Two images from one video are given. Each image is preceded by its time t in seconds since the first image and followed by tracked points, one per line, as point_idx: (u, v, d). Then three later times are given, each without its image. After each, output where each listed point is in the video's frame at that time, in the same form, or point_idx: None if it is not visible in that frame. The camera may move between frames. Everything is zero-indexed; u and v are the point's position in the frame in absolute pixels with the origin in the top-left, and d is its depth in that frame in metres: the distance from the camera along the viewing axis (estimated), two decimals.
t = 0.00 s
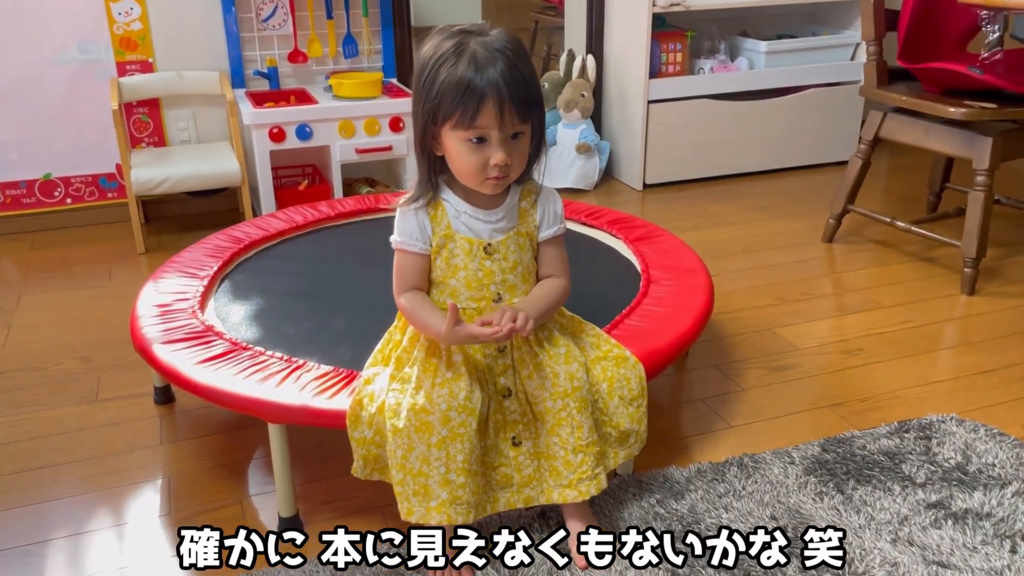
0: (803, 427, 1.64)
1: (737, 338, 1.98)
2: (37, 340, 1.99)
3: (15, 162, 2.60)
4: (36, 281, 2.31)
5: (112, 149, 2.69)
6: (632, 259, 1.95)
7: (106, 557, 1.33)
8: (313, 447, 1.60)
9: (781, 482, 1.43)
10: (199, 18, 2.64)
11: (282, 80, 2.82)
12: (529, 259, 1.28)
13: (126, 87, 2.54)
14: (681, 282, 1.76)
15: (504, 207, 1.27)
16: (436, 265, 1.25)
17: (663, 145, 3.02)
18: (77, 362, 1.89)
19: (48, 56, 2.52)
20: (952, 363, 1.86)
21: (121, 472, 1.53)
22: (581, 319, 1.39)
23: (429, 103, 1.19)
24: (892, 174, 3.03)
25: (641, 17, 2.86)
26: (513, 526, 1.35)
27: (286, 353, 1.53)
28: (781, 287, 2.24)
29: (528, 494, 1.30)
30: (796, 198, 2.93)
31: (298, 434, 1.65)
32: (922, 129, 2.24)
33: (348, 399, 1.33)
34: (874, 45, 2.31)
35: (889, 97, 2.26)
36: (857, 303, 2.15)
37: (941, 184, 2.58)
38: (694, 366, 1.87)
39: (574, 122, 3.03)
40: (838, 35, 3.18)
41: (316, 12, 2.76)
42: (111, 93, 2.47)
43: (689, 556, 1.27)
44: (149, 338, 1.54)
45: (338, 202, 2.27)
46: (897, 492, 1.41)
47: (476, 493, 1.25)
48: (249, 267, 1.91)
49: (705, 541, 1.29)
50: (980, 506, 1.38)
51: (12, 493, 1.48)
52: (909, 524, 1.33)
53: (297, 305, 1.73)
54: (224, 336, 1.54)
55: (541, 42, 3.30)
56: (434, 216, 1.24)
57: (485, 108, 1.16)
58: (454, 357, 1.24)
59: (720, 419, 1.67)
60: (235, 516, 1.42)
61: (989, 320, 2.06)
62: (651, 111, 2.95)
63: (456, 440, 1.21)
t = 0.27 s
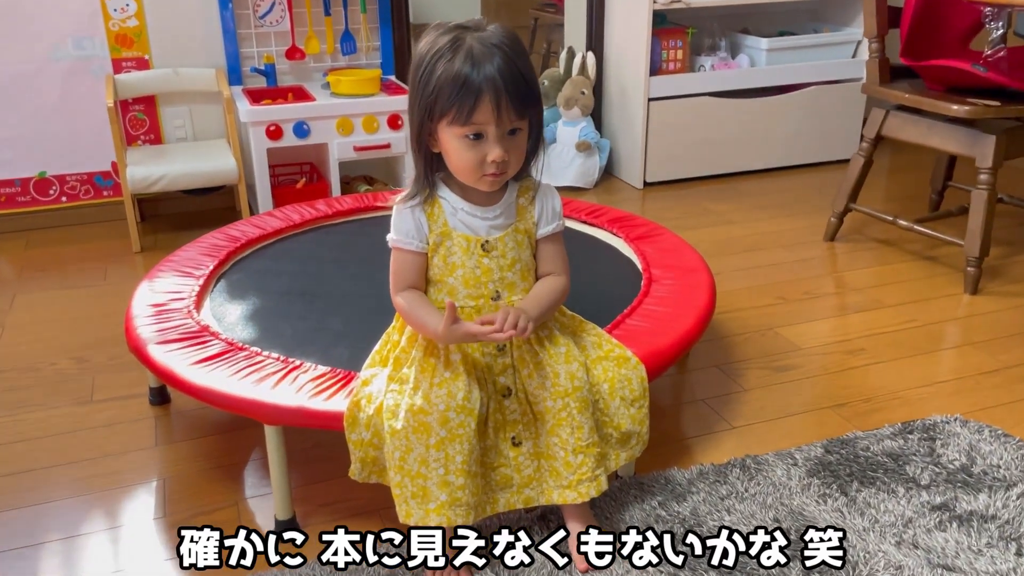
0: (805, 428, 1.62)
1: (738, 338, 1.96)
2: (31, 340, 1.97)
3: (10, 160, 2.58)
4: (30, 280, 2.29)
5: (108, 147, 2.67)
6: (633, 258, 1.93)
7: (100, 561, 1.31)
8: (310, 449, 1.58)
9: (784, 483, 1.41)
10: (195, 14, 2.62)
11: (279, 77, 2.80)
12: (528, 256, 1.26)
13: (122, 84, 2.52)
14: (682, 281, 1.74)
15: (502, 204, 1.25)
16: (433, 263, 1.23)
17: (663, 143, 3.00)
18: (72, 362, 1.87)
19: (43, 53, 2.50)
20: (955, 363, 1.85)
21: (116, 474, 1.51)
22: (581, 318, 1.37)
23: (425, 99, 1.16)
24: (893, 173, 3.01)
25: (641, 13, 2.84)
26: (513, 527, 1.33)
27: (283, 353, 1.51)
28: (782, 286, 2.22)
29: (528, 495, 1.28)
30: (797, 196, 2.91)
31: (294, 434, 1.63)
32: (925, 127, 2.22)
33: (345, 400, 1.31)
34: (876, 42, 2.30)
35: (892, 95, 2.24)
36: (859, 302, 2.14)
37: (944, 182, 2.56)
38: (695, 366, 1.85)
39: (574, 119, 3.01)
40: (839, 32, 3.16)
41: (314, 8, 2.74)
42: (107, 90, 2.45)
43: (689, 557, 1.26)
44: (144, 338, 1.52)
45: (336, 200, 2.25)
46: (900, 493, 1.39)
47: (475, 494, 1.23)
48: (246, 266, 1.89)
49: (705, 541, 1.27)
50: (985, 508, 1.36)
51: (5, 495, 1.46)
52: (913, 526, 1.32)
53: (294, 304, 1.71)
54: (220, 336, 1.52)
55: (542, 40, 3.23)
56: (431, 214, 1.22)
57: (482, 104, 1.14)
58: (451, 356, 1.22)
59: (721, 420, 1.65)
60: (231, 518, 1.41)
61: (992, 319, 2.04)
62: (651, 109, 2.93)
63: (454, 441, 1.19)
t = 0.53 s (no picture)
0: (806, 428, 1.61)
1: (739, 337, 1.95)
2: (28, 338, 1.96)
3: (7, 158, 2.57)
4: (28, 278, 2.28)
5: (106, 145, 2.66)
6: (633, 257, 1.92)
7: (96, 561, 1.30)
8: (308, 448, 1.57)
9: (785, 483, 1.41)
10: (194, 11, 2.61)
11: (278, 75, 2.79)
12: (525, 253, 1.25)
13: (120, 81, 2.51)
14: (682, 280, 1.73)
15: (498, 201, 1.24)
16: (430, 261, 1.22)
17: (663, 141, 2.99)
18: (69, 361, 1.86)
19: (40, 50, 2.49)
20: (957, 363, 1.84)
21: (113, 473, 1.50)
22: (581, 316, 1.36)
23: (420, 96, 1.16)
24: (894, 172, 3.00)
25: (642, 11, 2.82)
26: (513, 527, 1.32)
27: (281, 351, 1.50)
28: (782, 286, 2.21)
29: (529, 495, 1.26)
30: (797, 195, 2.90)
31: (292, 434, 1.62)
32: (926, 126, 2.21)
33: (344, 399, 1.30)
34: (877, 40, 2.29)
35: (893, 93, 2.23)
36: (860, 302, 2.13)
37: (945, 181, 2.55)
38: (695, 365, 1.84)
39: (574, 118, 3.00)
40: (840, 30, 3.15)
41: (313, 6, 2.73)
42: (105, 88, 2.44)
43: (689, 557, 1.25)
44: (140, 336, 1.51)
45: (335, 198, 2.24)
46: (902, 494, 1.38)
47: (474, 493, 1.21)
48: (244, 264, 1.88)
49: (705, 541, 1.26)
50: (988, 509, 1.35)
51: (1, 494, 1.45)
52: (915, 527, 1.31)
53: (292, 303, 1.70)
54: (218, 334, 1.51)
55: (541, 37, 3.24)
56: (427, 211, 1.22)
57: (477, 101, 1.13)
58: (449, 354, 1.21)
59: (722, 420, 1.64)
60: (228, 518, 1.40)
61: (994, 319, 2.03)
62: (651, 107, 2.92)
63: (452, 439, 1.18)
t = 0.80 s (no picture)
0: (807, 428, 1.61)
1: (740, 336, 1.95)
2: (29, 336, 1.96)
3: (9, 156, 2.57)
4: (29, 276, 2.28)
5: (108, 143, 2.66)
6: (634, 255, 1.92)
7: (97, 558, 1.30)
8: (309, 446, 1.57)
9: (786, 483, 1.40)
10: (196, 9, 2.61)
11: (280, 73, 2.79)
12: (523, 251, 1.25)
13: (122, 79, 2.51)
14: (683, 279, 1.73)
15: (495, 199, 1.24)
16: (428, 260, 1.22)
17: (665, 140, 2.98)
18: (70, 358, 1.86)
19: (42, 48, 2.49)
20: (958, 363, 1.83)
21: (113, 471, 1.50)
22: (581, 314, 1.36)
23: (416, 95, 1.15)
24: (895, 171, 3.00)
25: (644, 10, 2.82)
26: (513, 527, 1.32)
27: (282, 349, 1.50)
28: (784, 285, 2.21)
29: (530, 493, 1.26)
30: (799, 195, 2.90)
31: (293, 432, 1.62)
32: (928, 125, 2.21)
33: (344, 398, 1.30)
34: (879, 40, 2.28)
35: (895, 93, 2.23)
36: (861, 301, 2.12)
37: (947, 181, 2.55)
38: (697, 365, 1.84)
39: (576, 116, 3.00)
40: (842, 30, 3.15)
41: (315, 4, 2.73)
42: (106, 86, 2.44)
43: (689, 557, 1.25)
44: (141, 334, 1.51)
45: (336, 196, 2.24)
46: (903, 493, 1.38)
47: (474, 491, 1.21)
48: (245, 262, 1.88)
49: (705, 541, 1.26)
50: (989, 509, 1.35)
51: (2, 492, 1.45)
52: (916, 527, 1.31)
53: (292, 301, 1.70)
54: (218, 332, 1.51)
55: (543, 36, 3.21)
56: (424, 210, 1.21)
57: (472, 99, 1.13)
58: (447, 352, 1.21)
59: (723, 419, 1.64)
60: (229, 516, 1.39)
61: (995, 319, 2.03)
62: (653, 106, 2.92)
63: (451, 436, 1.18)
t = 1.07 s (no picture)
0: (813, 428, 1.60)
1: (745, 336, 1.94)
2: (32, 334, 1.96)
3: (12, 154, 2.57)
4: (32, 274, 2.28)
5: (111, 141, 2.65)
6: (638, 255, 1.92)
7: (100, 557, 1.30)
8: (312, 445, 1.56)
9: (791, 483, 1.40)
10: (199, 7, 2.61)
11: (283, 72, 2.78)
12: (526, 250, 1.25)
13: (125, 78, 2.50)
14: (688, 279, 1.72)
15: (497, 198, 1.23)
16: (430, 259, 1.21)
17: (669, 139, 2.98)
18: (73, 356, 1.86)
19: (46, 46, 2.49)
20: (964, 364, 1.83)
21: (116, 469, 1.50)
22: (585, 313, 1.35)
23: (416, 94, 1.15)
24: (900, 171, 2.99)
25: (648, 9, 2.81)
26: (515, 526, 1.32)
27: (285, 349, 1.50)
28: (788, 285, 2.20)
29: (534, 493, 1.25)
30: (803, 194, 2.89)
31: (296, 431, 1.62)
32: (934, 125, 2.20)
33: (347, 397, 1.30)
34: (885, 38, 2.27)
35: (902, 92, 2.22)
36: (866, 301, 2.12)
37: (953, 181, 2.54)
38: (701, 364, 1.83)
39: (580, 115, 3.00)
40: (847, 29, 3.13)
41: (318, 2, 2.73)
42: (110, 84, 2.43)
43: (689, 557, 1.24)
44: (144, 332, 1.51)
45: (339, 195, 2.23)
46: (909, 494, 1.37)
47: (477, 491, 1.21)
48: (248, 260, 1.88)
49: (707, 542, 1.25)
50: (996, 510, 1.34)
51: (4, 490, 1.44)
52: (922, 528, 1.30)
53: (295, 300, 1.69)
54: (221, 330, 1.51)
55: (547, 36, 3.21)
56: (426, 210, 1.21)
57: (473, 99, 1.12)
58: (450, 352, 1.21)
59: (728, 419, 1.63)
60: (231, 515, 1.39)
61: (1001, 320, 2.02)
62: (657, 105, 2.91)
63: (453, 436, 1.17)
